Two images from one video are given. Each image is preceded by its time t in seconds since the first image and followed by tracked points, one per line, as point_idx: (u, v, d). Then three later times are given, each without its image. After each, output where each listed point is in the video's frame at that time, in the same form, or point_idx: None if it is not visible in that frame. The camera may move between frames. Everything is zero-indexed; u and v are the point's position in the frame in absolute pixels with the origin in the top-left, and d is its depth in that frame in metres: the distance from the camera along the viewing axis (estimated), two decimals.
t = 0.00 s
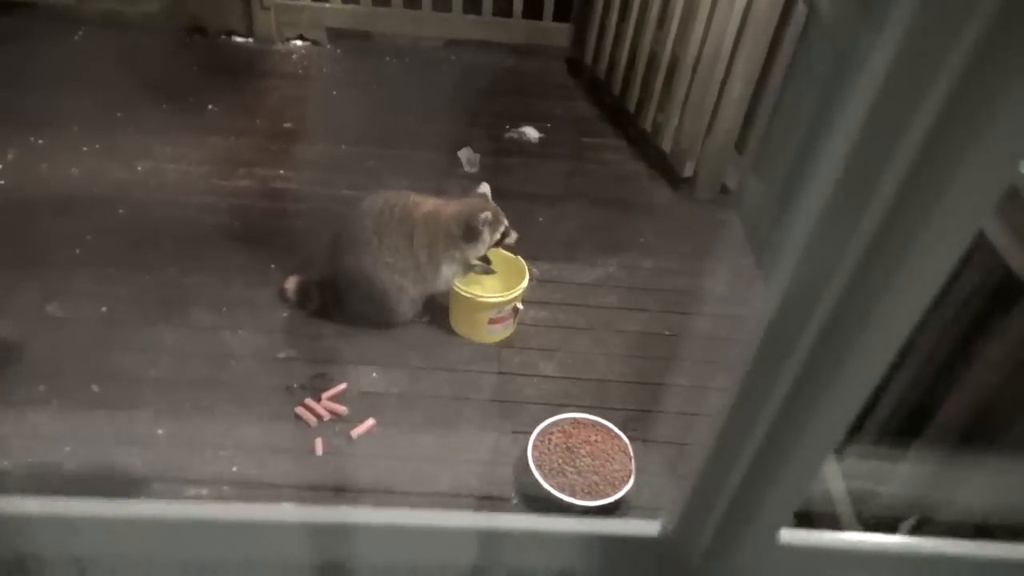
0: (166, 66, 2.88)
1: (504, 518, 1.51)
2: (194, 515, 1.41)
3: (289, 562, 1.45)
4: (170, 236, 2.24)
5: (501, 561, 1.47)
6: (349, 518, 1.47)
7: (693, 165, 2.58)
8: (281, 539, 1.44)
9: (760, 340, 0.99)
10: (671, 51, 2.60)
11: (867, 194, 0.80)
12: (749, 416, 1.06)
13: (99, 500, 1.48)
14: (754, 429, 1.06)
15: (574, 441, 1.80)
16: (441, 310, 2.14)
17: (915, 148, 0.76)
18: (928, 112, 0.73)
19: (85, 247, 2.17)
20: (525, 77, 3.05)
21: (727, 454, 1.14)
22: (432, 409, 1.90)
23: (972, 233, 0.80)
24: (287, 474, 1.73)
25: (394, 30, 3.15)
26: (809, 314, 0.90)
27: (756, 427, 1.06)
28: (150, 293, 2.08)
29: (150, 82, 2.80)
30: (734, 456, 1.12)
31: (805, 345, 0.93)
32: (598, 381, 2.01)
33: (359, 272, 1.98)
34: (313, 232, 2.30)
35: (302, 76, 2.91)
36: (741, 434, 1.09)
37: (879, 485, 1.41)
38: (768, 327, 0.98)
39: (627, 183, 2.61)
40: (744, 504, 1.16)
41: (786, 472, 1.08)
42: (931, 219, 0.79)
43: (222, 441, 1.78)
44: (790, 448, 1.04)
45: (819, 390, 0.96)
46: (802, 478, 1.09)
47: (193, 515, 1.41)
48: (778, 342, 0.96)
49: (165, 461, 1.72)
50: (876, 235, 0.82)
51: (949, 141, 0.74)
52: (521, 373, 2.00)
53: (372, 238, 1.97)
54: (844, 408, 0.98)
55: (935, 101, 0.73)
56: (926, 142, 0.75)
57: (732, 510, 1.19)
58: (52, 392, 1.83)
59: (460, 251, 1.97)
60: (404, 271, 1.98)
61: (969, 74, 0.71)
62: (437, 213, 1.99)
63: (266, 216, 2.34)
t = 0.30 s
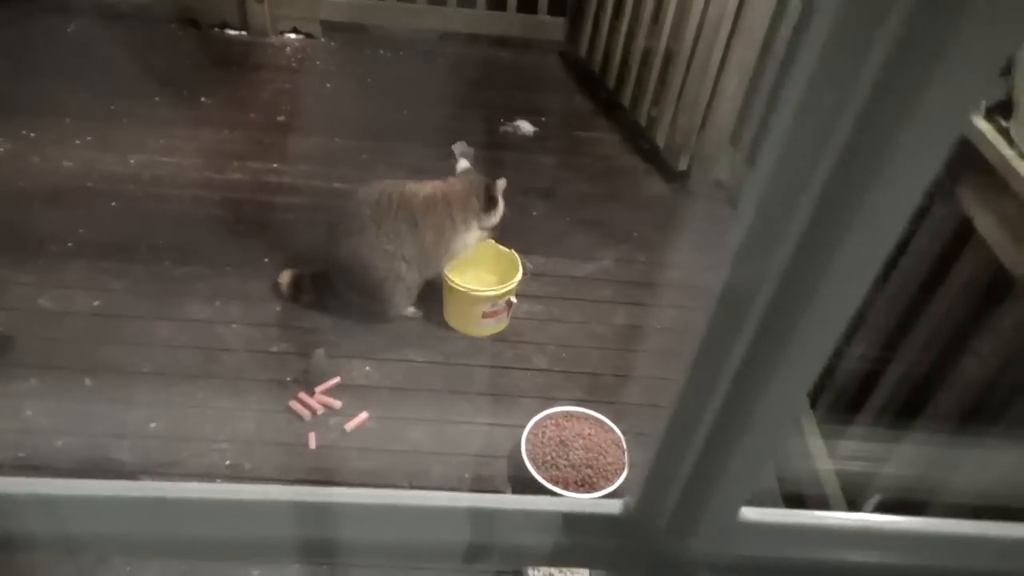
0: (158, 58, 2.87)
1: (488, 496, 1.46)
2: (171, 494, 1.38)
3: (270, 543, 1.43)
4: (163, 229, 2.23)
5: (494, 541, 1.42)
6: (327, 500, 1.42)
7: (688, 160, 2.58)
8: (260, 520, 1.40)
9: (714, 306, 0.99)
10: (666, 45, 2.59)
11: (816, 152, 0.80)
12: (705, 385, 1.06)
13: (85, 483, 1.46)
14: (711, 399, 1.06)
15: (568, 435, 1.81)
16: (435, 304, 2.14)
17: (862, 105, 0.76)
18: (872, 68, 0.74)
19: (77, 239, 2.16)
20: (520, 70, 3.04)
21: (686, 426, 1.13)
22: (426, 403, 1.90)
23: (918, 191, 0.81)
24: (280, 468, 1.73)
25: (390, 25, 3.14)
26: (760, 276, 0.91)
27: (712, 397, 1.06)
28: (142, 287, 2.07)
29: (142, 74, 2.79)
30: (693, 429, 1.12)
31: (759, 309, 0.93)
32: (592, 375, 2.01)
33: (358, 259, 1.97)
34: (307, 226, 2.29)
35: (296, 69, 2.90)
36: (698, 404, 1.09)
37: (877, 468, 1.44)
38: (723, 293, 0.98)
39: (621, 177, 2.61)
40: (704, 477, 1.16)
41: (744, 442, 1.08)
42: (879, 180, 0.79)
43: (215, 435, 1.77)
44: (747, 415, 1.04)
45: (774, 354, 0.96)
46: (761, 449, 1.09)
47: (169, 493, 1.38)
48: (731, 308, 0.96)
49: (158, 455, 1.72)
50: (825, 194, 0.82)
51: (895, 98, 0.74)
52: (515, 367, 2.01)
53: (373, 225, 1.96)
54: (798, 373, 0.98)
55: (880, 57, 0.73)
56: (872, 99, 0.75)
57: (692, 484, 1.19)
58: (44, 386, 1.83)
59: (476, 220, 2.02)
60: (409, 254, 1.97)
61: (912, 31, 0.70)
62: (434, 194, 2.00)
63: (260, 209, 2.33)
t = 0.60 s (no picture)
0: (153, 57, 2.86)
1: (485, 515, 1.37)
2: (182, 516, 1.30)
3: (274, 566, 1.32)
4: (159, 229, 2.23)
5: (485, 560, 1.33)
6: (334, 522, 1.34)
7: (684, 156, 2.58)
8: (266, 544, 1.31)
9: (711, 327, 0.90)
10: (661, 42, 2.60)
11: (826, 159, 0.71)
12: (700, 409, 0.98)
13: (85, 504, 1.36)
14: (710, 423, 0.98)
15: (567, 433, 1.82)
16: (432, 303, 2.14)
17: (879, 101, 0.66)
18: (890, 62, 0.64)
19: (74, 240, 2.16)
20: (516, 67, 3.04)
21: (682, 455, 1.05)
22: (424, 402, 1.91)
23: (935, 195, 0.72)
24: (280, 468, 1.73)
25: (386, 21, 3.15)
26: (764, 293, 0.82)
27: (711, 422, 0.97)
28: (140, 288, 2.07)
29: (137, 73, 2.78)
30: (690, 455, 1.03)
31: (763, 327, 0.85)
32: (590, 372, 2.01)
33: (374, 243, 1.99)
34: (304, 226, 2.29)
35: (291, 67, 2.89)
36: (694, 430, 1.00)
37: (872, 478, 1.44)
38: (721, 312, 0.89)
39: (617, 174, 2.61)
40: (703, 503, 1.08)
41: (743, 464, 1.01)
42: (884, 196, 0.71)
43: (214, 435, 1.77)
44: (747, 435, 0.96)
45: (776, 374, 0.88)
46: (762, 468, 1.02)
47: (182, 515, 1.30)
48: (730, 328, 0.88)
49: (157, 456, 1.72)
50: (834, 204, 0.73)
51: (915, 93, 0.65)
52: (513, 364, 2.01)
53: (394, 205, 2.00)
54: (801, 393, 0.90)
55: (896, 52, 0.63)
56: (888, 96, 0.66)
57: (691, 510, 1.11)
58: (42, 387, 1.82)
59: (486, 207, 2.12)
60: (430, 233, 2.02)
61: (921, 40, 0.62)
62: (447, 176, 2.09)
63: (256, 209, 2.33)
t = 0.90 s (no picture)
0: (144, 62, 2.85)
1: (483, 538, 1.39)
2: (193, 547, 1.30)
3: None
4: (154, 235, 2.22)
5: None
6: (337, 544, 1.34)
7: (679, 154, 2.58)
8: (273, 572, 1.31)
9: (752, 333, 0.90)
10: (654, 41, 2.60)
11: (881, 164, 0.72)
12: (740, 411, 0.98)
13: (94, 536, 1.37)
14: (752, 425, 0.98)
15: (566, 432, 1.81)
16: (429, 304, 2.14)
17: (934, 107, 0.68)
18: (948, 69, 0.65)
19: (68, 247, 2.15)
20: (509, 67, 3.04)
21: (715, 467, 1.08)
22: (423, 404, 1.90)
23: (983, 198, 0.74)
24: (279, 472, 1.73)
25: (378, 20, 3.15)
26: (810, 297, 0.83)
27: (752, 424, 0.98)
28: (135, 294, 2.06)
29: (128, 78, 2.76)
30: (731, 458, 1.04)
31: (808, 331, 0.85)
32: (588, 371, 2.01)
33: (401, 232, 2.05)
34: (299, 229, 2.28)
35: (283, 70, 2.88)
36: (736, 432, 1.01)
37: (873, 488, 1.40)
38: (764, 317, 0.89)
39: (613, 172, 2.61)
40: (740, 503, 1.09)
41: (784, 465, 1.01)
42: (924, 223, 0.74)
43: (213, 440, 1.77)
44: (790, 438, 0.97)
45: (821, 377, 0.89)
46: (803, 472, 1.02)
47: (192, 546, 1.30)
48: (775, 331, 0.88)
49: (157, 463, 1.71)
50: (886, 206, 0.75)
51: (969, 97, 0.67)
52: (512, 365, 2.01)
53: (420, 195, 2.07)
54: (844, 395, 0.90)
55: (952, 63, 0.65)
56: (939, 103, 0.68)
57: (728, 510, 1.11)
58: (39, 396, 1.81)
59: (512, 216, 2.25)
60: (453, 226, 2.09)
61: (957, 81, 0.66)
62: (473, 173, 2.19)
63: (251, 212, 2.32)
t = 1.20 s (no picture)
0: (130, 78, 2.84)
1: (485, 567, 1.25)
2: None
3: None
4: (141, 251, 2.20)
5: None
6: None
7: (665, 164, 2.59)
8: None
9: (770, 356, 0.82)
10: (639, 53, 2.61)
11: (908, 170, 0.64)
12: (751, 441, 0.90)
13: None
14: (762, 453, 0.90)
15: (556, 445, 1.81)
16: (418, 318, 2.13)
17: (964, 114, 0.61)
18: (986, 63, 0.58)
19: (54, 265, 2.13)
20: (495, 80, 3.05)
21: (721, 501, 1.00)
22: (414, 418, 1.90)
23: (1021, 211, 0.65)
24: (269, 490, 1.72)
25: (364, 34, 3.15)
26: (830, 318, 0.75)
27: (764, 454, 0.90)
28: (123, 311, 2.04)
29: (114, 94, 2.75)
30: (737, 489, 0.97)
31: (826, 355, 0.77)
32: (578, 383, 2.01)
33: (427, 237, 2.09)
34: (287, 244, 2.28)
35: (270, 85, 2.88)
36: (748, 462, 0.92)
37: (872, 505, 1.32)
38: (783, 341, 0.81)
39: (600, 183, 2.62)
40: (751, 533, 1.01)
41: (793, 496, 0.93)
42: (940, 252, 0.67)
43: (203, 458, 1.76)
44: (801, 468, 0.89)
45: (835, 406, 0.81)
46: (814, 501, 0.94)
47: None
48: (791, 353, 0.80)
49: (146, 483, 1.70)
50: (909, 223, 0.67)
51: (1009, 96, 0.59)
52: (502, 378, 2.01)
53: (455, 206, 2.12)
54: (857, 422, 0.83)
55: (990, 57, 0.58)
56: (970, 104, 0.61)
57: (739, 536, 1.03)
58: (25, 416, 1.80)
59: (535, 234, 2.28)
60: (476, 238, 2.13)
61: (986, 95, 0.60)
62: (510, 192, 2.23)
63: (239, 228, 2.31)
